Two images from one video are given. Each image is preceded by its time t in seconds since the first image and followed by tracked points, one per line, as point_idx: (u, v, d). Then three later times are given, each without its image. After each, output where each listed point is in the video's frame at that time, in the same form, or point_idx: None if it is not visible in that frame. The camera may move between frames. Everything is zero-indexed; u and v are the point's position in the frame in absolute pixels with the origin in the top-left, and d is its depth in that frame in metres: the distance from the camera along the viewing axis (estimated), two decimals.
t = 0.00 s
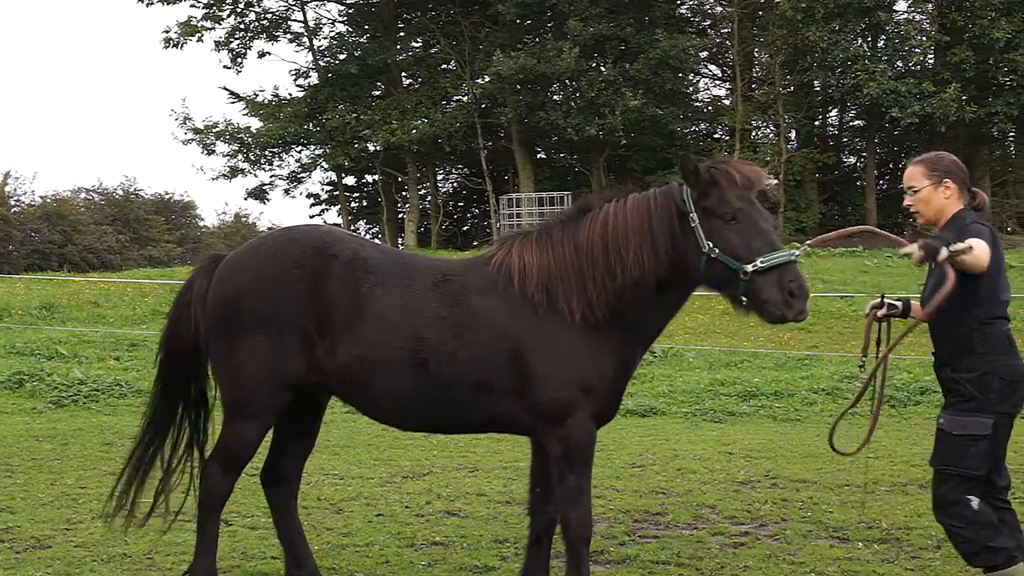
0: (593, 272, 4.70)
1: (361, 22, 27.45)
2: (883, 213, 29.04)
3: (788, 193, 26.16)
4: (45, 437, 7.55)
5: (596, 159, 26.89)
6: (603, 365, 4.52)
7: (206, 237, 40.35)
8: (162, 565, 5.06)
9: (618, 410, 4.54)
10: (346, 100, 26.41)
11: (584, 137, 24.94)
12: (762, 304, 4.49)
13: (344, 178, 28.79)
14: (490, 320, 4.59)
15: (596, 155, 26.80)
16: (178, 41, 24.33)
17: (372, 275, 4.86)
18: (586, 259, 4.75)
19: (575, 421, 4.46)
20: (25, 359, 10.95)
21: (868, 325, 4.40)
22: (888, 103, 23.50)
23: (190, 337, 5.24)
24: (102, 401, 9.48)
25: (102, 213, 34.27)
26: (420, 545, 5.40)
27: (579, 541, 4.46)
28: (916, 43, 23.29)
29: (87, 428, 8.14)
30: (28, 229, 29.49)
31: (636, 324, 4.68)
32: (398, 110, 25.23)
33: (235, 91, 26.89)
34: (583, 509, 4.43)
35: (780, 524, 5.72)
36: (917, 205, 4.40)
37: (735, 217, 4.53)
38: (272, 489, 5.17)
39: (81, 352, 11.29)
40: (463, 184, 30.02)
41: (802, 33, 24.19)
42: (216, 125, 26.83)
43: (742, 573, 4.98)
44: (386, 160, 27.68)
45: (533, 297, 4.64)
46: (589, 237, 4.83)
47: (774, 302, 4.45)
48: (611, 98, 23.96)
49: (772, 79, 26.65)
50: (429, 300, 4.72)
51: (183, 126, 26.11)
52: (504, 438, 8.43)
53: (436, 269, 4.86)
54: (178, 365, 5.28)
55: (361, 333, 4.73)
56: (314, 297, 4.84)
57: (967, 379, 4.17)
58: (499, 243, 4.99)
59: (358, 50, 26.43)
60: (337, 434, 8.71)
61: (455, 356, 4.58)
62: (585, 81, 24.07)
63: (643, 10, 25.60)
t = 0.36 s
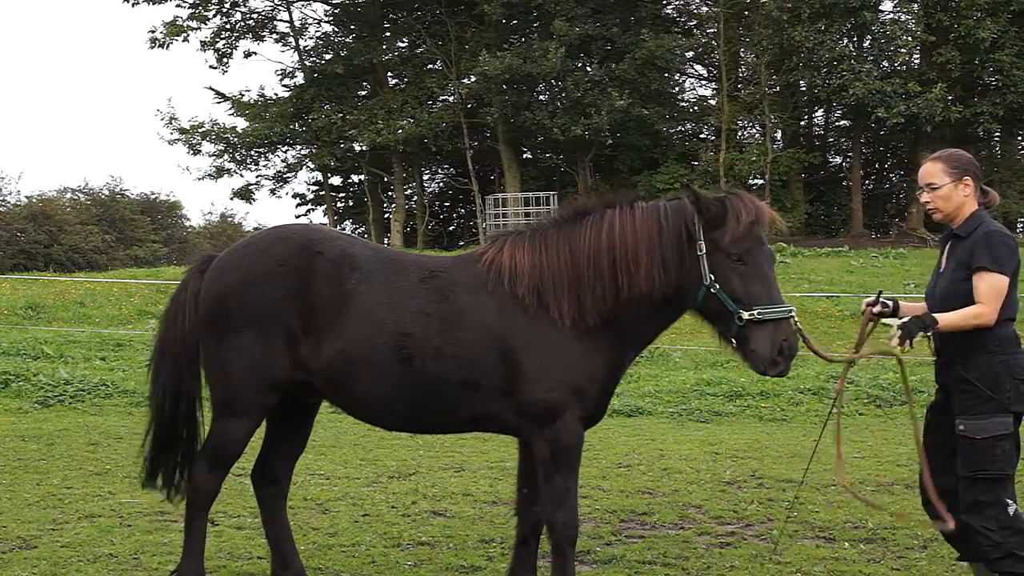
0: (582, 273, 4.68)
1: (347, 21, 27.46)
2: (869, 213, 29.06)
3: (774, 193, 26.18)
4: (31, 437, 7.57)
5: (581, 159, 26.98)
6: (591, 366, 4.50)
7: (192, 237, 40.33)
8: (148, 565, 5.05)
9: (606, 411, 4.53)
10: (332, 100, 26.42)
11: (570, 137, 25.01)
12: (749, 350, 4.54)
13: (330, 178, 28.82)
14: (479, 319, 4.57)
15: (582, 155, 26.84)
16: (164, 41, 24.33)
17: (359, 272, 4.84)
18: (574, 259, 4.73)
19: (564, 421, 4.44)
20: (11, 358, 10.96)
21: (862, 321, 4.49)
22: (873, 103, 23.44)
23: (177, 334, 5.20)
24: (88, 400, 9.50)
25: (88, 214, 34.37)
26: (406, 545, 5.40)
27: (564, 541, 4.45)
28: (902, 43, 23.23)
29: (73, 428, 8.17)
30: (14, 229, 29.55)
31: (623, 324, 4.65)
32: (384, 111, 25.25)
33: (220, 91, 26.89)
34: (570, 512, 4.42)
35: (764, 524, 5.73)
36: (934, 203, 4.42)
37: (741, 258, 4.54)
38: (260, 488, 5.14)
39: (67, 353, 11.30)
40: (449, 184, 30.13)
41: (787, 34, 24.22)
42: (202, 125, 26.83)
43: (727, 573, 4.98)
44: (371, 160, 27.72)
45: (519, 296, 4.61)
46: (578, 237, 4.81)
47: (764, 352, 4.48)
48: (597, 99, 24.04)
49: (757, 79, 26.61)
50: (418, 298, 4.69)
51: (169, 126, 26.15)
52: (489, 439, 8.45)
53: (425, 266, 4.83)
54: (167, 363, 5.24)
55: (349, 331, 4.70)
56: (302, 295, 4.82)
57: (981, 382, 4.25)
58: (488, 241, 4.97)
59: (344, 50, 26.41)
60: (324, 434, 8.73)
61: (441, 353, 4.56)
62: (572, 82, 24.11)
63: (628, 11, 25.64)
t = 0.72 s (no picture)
0: (583, 272, 4.68)
1: (345, 22, 27.48)
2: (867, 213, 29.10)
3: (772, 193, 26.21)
4: (29, 438, 7.58)
5: (579, 159, 26.98)
6: (591, 366, 4.50)
7: (190, 237, 40.36)
8: (147, 565, 5.04)
9: (606, 411, 4.53)
10: (330, 100, 26.41)
11: (568, 137, 25.04)
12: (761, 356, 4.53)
13: (328, 178, 28.83)
14: (480, 318, 4.56)
15: (580, 155, 26.84)
16: (162, 41, 24.33)
17: (358, 271, 4.84)
18: (575, 258, 4.74)
19: (564, 421, 4.44)
20: (9, 358, 10.95)
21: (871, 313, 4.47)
22: (871, 103, 23.44)
23: (178, 334, 5.19)
24: (86, 400, 9.51)
25: (86, 214, 34.37)
26: (404, 545, 5.40)
27: (563, 541, 4.44)
28: (900, 43, 23.22)
29: (72, 428, 8.17)
30: (13, 229, 29.58)
31: (624, 324, 4.66)
32: (382, 111, 25.25)
33: (218, 91, 26.90)
34: (569, 512, 4.41)
35: (763, 523, 5.73)
36: (907, 217, 4.52)
37: (753, 265, 4.55)
38: (259, 488, 5.14)
39: (64, 352, 11.31)
40: (447, 184, 30.16)
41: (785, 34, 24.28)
42: (200, 126, 26.83)
43: (726, 573, 4.97)
44: (369, 160, 27.74)
45: (520, 295, 4.61)
46: (578, 237, 4.81)
47: (776, 357, 4.48)
48: (595, 99, 24.06)
49: (755, 80, 26.58)
50: (419, 297, 4.69)
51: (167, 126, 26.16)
52: (487, 439, 8.46)
53: (425, 264, 4.83)
54: (169, 364, 5.22)
55: (349, 330, 4.70)
56: (302, 294, 4.82)
57: (964, 386, 4.30)
58: (488, 240, 4.98)
59: (342, 50, 26.41)
60: (322, 435, 8.73)
61: (441, 351, 4.55)
62: (570, 82, 24.11)
63: (625, 12, 25.67)
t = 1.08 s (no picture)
0: (590, 272, 4.68)
1: (347, 21, 27.44)
2: (869, 213, 29.14)
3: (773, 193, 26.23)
4: (31, 438, 7.57)
5: (581, 160, 26.95)
6: (596, 367, 4.51)
7: (192, 238, 40.36)
8: (148, 566, 5.04)
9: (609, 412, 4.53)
10: (332, 100, 26.40)
11: (571, 138, 25.03)
12: (777, 357, 4.59)
13: (330, 178, 28.83)
14: (486, 317, 4.56)
15: (582, 155, 26.80)
16: (164, 41, 24.33)
17: (363, 270, 4.84)
18: (582, 258, 4.73)
19: (568, 421, 4.44)
20: (10, 358, 10.94)
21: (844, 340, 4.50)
22: (873, 103, 23.44)
23: (180, 334, 5.18)
24: (88, 400, 9.51)
25: (87, 214, 34.36)
26: (406, 545, 5.40)
27: (566, 541, 4.45)
28: (902, 43, 23.20)
29: (73, 428, 8.17)
30: (15, 230, 29.64)
31: (630, 324, 4.66)
32: (384, 111, 25.25)
33: (220, 91, 26.89)
34: (571, 513, 4.42)
35: (765, 523, 5.73)
36: (906, 218, 4.52)
37: (770, 269, 4.58)
38: (261, 488, 5.13)
39: (66, 352, 11.31)
40: (449, 185, 30.16)
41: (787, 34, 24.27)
42: (201, 126, 26.84)
43: (728, 573, 4.96)
44: (371, 161, 27.75)
45: (526, 294, 4.61)
46: (586, 237, 4.81)
47: (794, 358, 4.53)
48: (597, 99, 24.06)
49: (757, 79, 26.65)
50: (424, 296, 4.68)
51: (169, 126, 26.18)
52: (489, 439, 8.46)
53: (430, 264, 4.82)
54: (168, 364, 5.20)
55: (354, 329, 4.70)
56: (307, 293, 4.81)
57: (976, 378, 4.44)
58: (493, 240, 4.97)
59: (344, 50, 26.37)
60: (324, 435, 8.72)
61: (446, 351, 4.55)
62: (572, 82, 24.08)
63: (627, 12, 25.69)
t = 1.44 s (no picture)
0: (595, 273, 4.68)
1: (348, 21, 27.38)
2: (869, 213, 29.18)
3: (773, 193, 26.27)
4: (31, 439, 7.57)
5: (582, 160, 26.93)
6: (599, 367, 4.51)
7: (193, 237, 40.35)
8: (148, 566, 5.04)
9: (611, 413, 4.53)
10: (333, 100, 26.40)
11: (572, 138, 25.05)
12: (806, 360, 4.60)
13: (330, 178, 28.84)
14: (490, 315, 4.56)
15: (583, 156, 26.77)
16: (165, 42, 24.34)
17: (367, 267, 4.83)
18: (588, 258, 4.73)
19: (571, 420, 4.44)
20: (10, 358, 10.93)
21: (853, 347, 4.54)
22: (874, 104, 23.46)
23: (174, 333, 5.16)
24: (88, 401, 9.51)
25: (87, 214, 34.35)
26: (407, 545, 5.40)
27: (568, 542, 4.44)
28: (903, 43, 23.22)
29: (74, 429, 8.16)
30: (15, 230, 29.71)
31: (635, 326, 4.67)
32: (384, 112, 25.27)
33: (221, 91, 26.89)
34: (573, 513, 4.41)
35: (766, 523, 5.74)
36: (921, 228, 4.54)
37: (791, 274, 4.61)
38: (262, 488, 5.13)
39: (66, 353, 11.30)
40: (450, 185, 30.17)
41: (788, 34, 24.28)
42: (202, 126, 26.85)
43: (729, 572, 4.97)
44: (371, 161, 27.78)
45: (531, 294, 4.61)
46: (592, 238, 4.81)
47: (820, 361, 4.56)
48: (597, 99, 24.08)
49: (758, 77, 25.83)
50: (428, 294, 4.68)
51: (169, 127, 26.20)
52: (489, 441, 8.45)
53: (435, 262, 4.82)
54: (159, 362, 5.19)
55: (357, 326, 4.70)
56: (311, 291, 4.81)
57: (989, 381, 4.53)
58: (497, 240, 4.97)
59: (345, 51, 26.36)
60: (325, 436, 8.72)
61: (450, 348, 4.55)
62: (572, 82, 24.11)
63: (628, 13, 25.72)
